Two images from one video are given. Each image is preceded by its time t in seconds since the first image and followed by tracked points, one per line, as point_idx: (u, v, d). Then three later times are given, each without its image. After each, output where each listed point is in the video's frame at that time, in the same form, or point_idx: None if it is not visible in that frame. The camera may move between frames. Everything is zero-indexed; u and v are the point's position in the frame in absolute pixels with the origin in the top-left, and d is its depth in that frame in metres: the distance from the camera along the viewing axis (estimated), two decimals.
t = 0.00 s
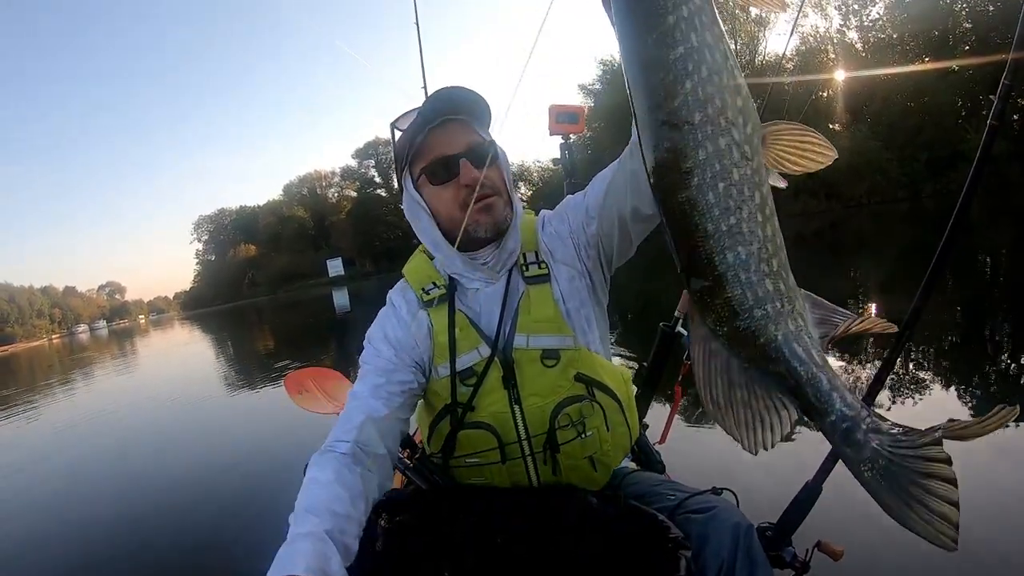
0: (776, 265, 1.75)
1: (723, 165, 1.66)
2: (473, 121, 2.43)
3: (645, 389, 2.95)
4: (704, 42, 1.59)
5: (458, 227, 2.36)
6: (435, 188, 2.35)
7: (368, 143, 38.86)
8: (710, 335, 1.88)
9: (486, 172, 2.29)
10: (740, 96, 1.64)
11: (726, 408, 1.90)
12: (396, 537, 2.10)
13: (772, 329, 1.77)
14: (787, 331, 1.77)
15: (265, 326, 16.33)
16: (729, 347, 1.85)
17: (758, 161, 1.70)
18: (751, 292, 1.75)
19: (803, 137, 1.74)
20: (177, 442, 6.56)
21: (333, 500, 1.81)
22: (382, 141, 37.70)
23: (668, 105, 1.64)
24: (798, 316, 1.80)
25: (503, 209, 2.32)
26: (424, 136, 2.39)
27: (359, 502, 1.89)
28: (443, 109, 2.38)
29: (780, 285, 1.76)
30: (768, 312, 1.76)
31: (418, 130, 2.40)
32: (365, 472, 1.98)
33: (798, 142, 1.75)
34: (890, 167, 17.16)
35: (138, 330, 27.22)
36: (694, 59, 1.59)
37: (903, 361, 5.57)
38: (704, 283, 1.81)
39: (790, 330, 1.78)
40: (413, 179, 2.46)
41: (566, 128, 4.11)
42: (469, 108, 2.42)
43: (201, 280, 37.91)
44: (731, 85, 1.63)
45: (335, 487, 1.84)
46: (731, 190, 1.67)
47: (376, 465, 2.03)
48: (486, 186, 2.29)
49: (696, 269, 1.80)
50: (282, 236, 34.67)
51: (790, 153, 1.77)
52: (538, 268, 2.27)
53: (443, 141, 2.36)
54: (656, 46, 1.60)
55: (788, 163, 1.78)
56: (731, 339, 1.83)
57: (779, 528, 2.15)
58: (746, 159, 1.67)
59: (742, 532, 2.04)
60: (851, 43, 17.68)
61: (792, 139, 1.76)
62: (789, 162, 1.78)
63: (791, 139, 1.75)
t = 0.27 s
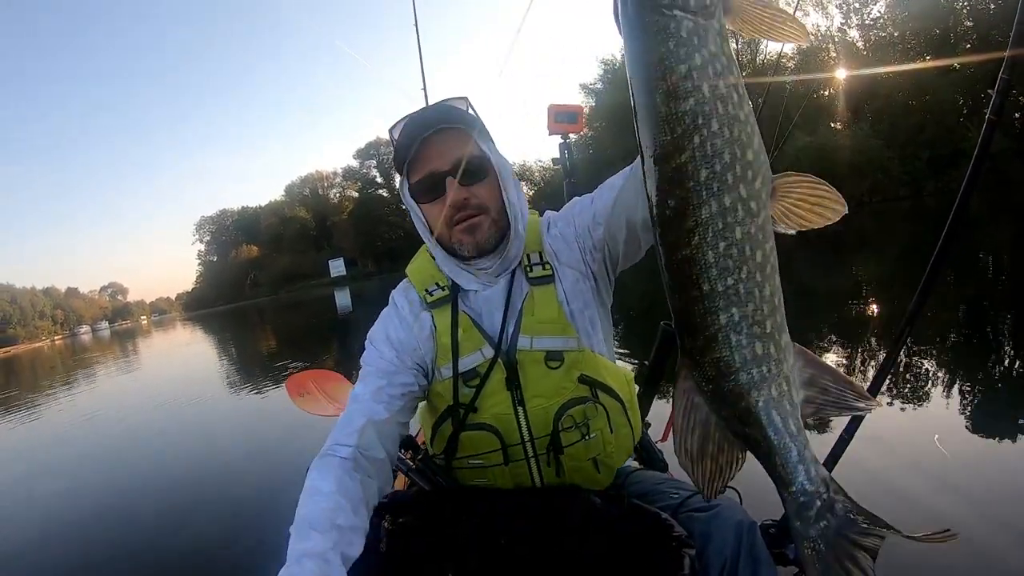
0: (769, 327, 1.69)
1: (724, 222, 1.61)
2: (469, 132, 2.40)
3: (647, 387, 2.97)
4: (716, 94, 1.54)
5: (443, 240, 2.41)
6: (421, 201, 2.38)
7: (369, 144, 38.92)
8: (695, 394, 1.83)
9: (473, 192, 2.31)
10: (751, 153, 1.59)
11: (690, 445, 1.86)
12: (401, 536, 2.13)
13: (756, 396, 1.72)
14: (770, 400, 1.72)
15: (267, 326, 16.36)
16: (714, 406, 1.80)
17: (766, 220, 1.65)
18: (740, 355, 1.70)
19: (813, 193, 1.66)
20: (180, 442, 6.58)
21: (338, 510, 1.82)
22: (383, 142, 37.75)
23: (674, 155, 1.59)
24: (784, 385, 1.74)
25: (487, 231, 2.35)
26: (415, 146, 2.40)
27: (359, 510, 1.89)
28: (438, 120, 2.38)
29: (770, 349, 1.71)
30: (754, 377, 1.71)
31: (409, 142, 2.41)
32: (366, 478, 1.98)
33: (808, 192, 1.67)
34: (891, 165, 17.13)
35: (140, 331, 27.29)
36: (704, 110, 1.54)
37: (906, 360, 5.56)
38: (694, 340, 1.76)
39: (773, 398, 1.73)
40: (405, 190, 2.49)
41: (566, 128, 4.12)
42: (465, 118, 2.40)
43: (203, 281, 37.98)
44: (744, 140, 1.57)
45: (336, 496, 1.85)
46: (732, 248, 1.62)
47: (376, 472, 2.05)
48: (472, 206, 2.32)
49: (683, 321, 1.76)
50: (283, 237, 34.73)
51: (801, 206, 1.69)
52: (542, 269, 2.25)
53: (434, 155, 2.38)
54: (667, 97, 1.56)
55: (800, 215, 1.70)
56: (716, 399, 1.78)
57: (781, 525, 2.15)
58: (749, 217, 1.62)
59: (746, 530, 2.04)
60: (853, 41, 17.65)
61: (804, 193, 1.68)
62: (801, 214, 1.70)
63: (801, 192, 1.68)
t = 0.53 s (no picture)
0: (766, 349, 1.67)
1: (721, 247, 1.59)
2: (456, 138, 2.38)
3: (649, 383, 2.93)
4: (710, 116, 1.52)
5: (432, 249, 2.43)
6: (408, 211, 2.39)
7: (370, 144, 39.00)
8: (693, 415, 1.79)
9: (457, 205, 2.31)
10: (746, 174, 1.57)
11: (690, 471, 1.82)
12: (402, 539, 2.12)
13: (756, 419, 1.69)
14: (768, 423, 1.70)
15: (269, 326, 16.39)
16: (711, 431, 1.77)
17: (762, 243, 1.63)
18: (737, 379, 1.68)
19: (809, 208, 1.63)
20: (182, 442, 6.59)
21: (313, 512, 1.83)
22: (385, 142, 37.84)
23: (668, 178, 1.57)
24: (781, 407, 1.72)
25: (473, 242, 2.34)
26: (400, 154, 2.39)
27: (338, 517, 1.89)
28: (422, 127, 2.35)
29: (767, 371, 1.69)
30: (753, 401, 1.68)
31: (394, 151, 2.41)
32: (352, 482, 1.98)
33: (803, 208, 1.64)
34: (892, 165, 17.12)
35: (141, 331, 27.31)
36: (698, 134, 1.52)
37: (907, 360, 5.55)
38: (691, 365, 1.73)
39: (771, 421, 1.70)
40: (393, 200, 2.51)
41: (565, 127, 4.11)
42: (451, 124, 2.36)
43: (205, 281, 38.03)
44: (737, 162, 1.55)
45: (314, 501, 1.85)
46: (728, 273, 1.61)
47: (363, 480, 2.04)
48: (457, 218, 2.33)
49: (680, 345, 1.73)
50: (285, 237, 34.79)
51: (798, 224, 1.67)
52: (540, 273, 2.26)
53: (419, 163, 2.37)
54: (660, 120, 1.54)
55: (800, 234, 1.67)
56: (714, 422, 1.75)
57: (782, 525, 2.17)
58: (746, 240, 1.60)
59: (745, 531, 2.04)
60: (854, 41, 17.62)
61: (801, 211, 1.65)
62: (801, 234, 1.67)
63: (798, 211, 1.66)
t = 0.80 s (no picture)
0: (786, 366, 1.68)
1: (736, 260, 1.60)
2: (452, 142, 2.33)
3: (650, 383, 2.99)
4: (724, 125, 1.52)
5: (430, 257, 2.42)
6: (405, 219, 2.38)
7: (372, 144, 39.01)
8: (710, 435, 1.77)
9: (453, 213, 2.29)
10: (763, 186, 1.57)
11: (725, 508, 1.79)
12: (401, 538, 2.17)
13: (775, 439, 1.69)
14: (789, 443, 1.69)
15: (270, 326, 16.39)
16: (729, 453, 1.76)
17: (780, 259, 1.63)
18: (754, 398, 1.68)
19: (826, 219, 1.62)
20: (182, 442, 6.59)
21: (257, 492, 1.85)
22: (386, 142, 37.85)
23: (682, 190, 1.58)
24: (803, 428, 1.71)
25: (469, 252, 2.32)
26: (394, 159, 2.36)
27: (286, 504, 1.88)
28: (418, 131, 2.30)
29: (789, 391, 1.68)
30: (771, 421, 1.68)
31: (388, 155, 2.37)
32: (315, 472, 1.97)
33: (825, 218, 1.63)
34: (894, 165, 17.08)
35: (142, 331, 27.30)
36: (711, 144, 1.52)
37: (909, 360, 5.54)
38: (706, 382, 1.73)
39: (792, 440, 1.70)
40: (388, 206, 2.48)
41: (564, 126, 4.11)
42: (449, 127, 2.32)
43: (206, 281, 38.06)
44: (754, 171, 1.56)
45: (262, 485, 1.87)
46: (743, 287, 1.61)
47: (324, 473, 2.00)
48: (452, 226, 2.31)
49: (697, 364, 1.73)
50: (287, 237, 34.81)
51: (819, 237, 1.65)
52: (545, 280, 2.24)
53: (414, 169, 2.35)
54: (673, 130, 1.54)
55: (822, 248, 1.65)
56: (731, 442, 1.74)
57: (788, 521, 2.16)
58: (763, 254, 1.61)
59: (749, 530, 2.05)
60: (856, 41, 17.61)
61: (822, 223, 1.64)
62: (821, 247, 1.66)
63: (819, 224, 1.65)
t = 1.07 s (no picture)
0: (825, 403, 1.67)
1: (779, 291, 1.59)
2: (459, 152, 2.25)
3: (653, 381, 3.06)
4: (767, 148, 1.52)
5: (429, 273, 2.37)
6: (405, 233, 2.33)
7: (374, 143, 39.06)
8: (745, 473, 1.78)
9: (454, 231, 2.24)
10: (807, 212, 1.57)
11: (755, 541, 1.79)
12: (409, 532, 2.24)
13: (813, 477, 1.69)
14: (828, 481, 1.69)
15: (271, 324, 16.41)
16: (764, 492, 1.76)
17: (823, 288, 1.63)
18: (793, 435, 1.67)
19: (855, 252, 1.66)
20: (184, 439, 6.59)
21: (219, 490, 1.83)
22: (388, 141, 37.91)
23: (724, 214, 1.57)
24: (842, 463, 1.71)
25: (469, 273, 2.26)
26: (396, 170, 2.30)
27: (252, 512, 1.83)
28: (421, 142, 2.23)
29: (829, 429, 1.69)
30: (809, 458, 1.68)
31: (391, 160, 2.29)
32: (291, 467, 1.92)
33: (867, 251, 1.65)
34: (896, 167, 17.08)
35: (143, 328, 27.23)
36: (755, 167, 1.52)
37: (911, 361, 5.55)
38: (743, 417, 1.72)
39: (831, 478, 1.69)
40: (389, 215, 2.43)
41: (560, 125, 4.11)
42: (453, 140, 2.23)
43: (207, 279, 38.07)
44: (797, 196, 1.56)
45: (225, 487, 1.81)
46: (785, 319, 1.60)
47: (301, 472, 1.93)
48: (452, 245, 2.25)
49: (734, 402, 1.72)
50: (289, 235, 34.83)
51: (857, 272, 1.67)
52: (558, 292, 2.26)
53: (415, 182, 2.29)
54: (717, 153, 1.53)
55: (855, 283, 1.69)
56: (766, 480, 1.74)
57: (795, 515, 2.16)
58: (805, 284, 1.60)
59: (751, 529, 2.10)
60: (858, 43, 17.63)
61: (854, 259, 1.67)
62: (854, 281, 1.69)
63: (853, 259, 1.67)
